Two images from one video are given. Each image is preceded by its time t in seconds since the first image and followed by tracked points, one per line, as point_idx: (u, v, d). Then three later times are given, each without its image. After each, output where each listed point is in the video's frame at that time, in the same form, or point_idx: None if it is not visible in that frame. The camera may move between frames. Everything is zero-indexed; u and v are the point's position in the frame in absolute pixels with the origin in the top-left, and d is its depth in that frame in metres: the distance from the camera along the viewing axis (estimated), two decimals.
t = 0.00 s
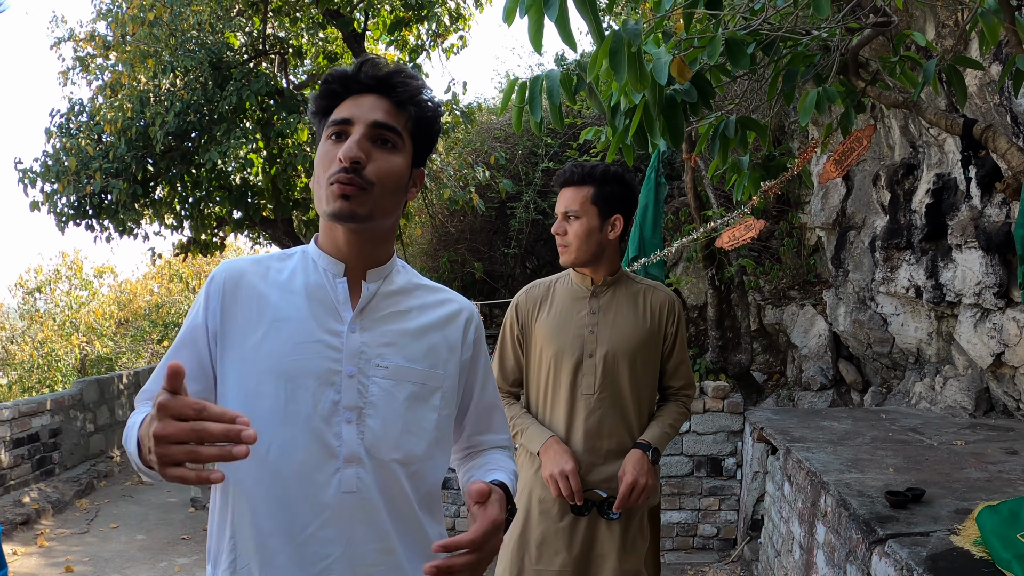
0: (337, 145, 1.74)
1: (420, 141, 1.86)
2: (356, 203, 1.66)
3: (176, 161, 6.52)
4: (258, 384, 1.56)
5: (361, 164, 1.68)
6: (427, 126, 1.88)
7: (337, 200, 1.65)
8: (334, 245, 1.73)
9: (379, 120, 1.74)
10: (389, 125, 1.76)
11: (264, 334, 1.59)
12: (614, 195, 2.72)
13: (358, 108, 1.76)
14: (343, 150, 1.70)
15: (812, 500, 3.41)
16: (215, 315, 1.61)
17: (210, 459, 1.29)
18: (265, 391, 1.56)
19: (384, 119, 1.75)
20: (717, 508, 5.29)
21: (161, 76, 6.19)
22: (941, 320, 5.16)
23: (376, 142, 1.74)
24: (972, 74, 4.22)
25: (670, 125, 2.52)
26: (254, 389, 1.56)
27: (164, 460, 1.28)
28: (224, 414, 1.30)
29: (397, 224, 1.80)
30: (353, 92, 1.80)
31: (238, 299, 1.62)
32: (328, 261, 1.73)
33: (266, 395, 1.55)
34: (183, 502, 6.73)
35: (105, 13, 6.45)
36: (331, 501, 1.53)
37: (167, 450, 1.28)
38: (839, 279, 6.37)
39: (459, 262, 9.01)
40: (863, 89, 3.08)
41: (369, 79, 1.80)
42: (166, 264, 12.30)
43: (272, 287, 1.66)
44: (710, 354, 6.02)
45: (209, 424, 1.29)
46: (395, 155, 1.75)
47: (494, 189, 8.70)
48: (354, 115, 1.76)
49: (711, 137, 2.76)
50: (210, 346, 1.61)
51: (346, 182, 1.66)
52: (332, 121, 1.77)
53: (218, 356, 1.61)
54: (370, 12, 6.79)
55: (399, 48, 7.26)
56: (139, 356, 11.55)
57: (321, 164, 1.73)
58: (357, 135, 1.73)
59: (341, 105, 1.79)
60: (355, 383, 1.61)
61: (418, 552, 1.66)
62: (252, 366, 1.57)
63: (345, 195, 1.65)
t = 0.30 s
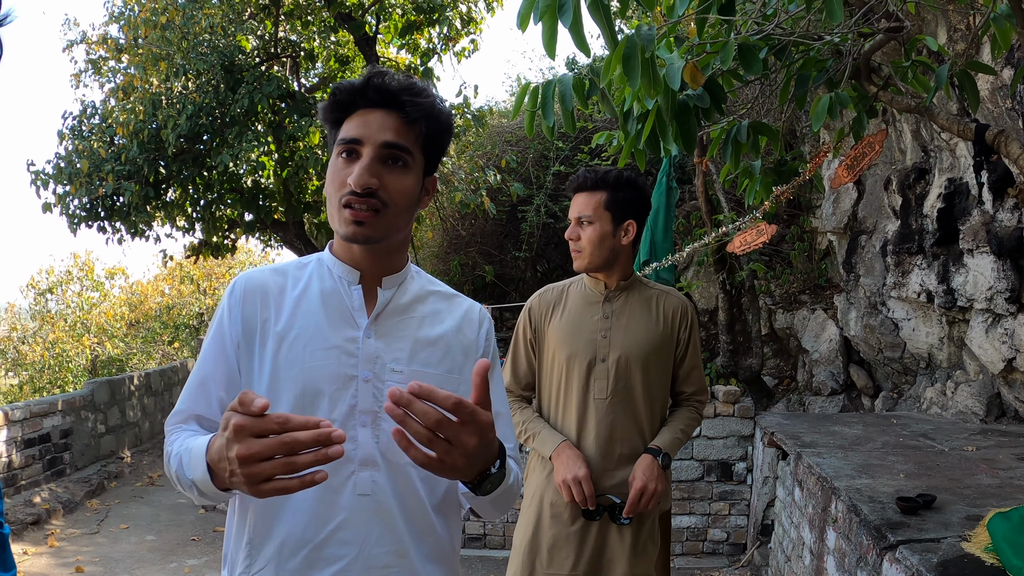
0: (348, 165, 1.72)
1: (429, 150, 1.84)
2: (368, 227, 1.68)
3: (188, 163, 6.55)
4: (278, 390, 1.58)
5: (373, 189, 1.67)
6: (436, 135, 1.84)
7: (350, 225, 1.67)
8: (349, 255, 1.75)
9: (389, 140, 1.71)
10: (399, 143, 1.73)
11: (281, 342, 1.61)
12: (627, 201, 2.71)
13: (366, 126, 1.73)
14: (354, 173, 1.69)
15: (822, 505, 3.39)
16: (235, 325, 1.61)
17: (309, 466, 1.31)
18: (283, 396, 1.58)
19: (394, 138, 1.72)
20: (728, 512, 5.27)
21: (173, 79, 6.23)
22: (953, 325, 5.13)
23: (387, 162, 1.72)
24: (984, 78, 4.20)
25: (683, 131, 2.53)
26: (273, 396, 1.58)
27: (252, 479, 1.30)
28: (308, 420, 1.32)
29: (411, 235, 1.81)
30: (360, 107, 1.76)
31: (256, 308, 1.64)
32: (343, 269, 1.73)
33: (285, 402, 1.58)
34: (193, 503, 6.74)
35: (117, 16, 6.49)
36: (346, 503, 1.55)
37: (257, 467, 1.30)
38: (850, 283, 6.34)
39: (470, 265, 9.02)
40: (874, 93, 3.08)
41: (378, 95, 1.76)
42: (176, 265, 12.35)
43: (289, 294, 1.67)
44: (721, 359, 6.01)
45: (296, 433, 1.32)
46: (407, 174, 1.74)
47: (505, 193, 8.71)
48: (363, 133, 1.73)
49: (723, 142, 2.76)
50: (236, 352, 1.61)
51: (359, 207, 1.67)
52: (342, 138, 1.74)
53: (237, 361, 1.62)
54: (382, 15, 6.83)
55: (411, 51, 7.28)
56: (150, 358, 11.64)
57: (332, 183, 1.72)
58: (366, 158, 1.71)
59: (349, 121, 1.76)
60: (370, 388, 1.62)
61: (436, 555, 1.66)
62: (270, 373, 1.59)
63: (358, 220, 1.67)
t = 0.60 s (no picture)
0: (352, 183, 1.71)
1: (433, 159, 1.82)
2: (375, 250, 1.70)
3: (197, 166, 6.57)
4: (281, 395, 1.59)
5: (380, 216, 1.68)
6: (438, 142, 1.81)
7: (357, 247, 1.69)
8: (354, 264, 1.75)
9: (393, 160, 1.70)
10: (404, 161, 1.71)
11: (284, 349, 1.61)
12: (635, 208, 2.72)
13: (369, 144, 1.70)
14: (359, 197, 1.68)
15: (829, 512, 3.39)
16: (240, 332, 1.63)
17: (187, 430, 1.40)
18: (286, 402, 1.58)
19: (399, 156, 1.71)
20: (734, 519, 5.26)
21: (183, 82, 6.27)
22: (961, 332, 5.12)
23: (392, 181, 1.71)
24: (993, 86, 4.19)
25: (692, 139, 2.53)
26: (275, 402, 1.59)
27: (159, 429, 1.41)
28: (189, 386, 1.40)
29: (416, 249, 1.82)
30: (361, 118, 1.72)
31: (259, 315, 1.65)
32: (348, 276, 1.74)
33: (287, 408, 1.58)
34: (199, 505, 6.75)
35: (128, 20, 6.53)
36: (349, 509, 1.55)
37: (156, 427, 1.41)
38: (857, 290, 6.33)
39: (477, 269, 9.04)
40: (882, 101, 3.08)
41: (378, 107, 1.71)
42: (184, 267, 12.41)
43: (292, 300, 1.68)
44: (728, 365, 6.00)
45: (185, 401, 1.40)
46: (413, 192, 1.73)
47: (513, 197, 8.73)
48: (367, 151, 1.71)
49: (733, 150, 2.77)
50: (230, 357, 1.66)
51: (365, 231, 1.68)
52: (345, 154, 1.72)
53: (239, 368, 1.66)
54: (391, 20, 6.86)
55: (420, 55, 7.31)
56: (157, 359, 11.69)
57: (338, 201, 1.72)
58: (370, 178, 1.69)
59: (351, 135, 1.73)
60: (373, 394, 1.62)
61: (440, 558, 1.66)
62: (273, 380, 1.60)
63: (364, 244, 1.69)
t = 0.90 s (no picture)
0: (359, 166, 1.72)
1: (441, 153, 1.84)
2: (378, 229, 1.67)
3: (202, 167, 6.58)
4: (288, 397, 1.60)
5: (384, 190, 1.67)
6: (448, 138, 1.84)
7: (360, 226, 1.67)
8: (357, 259, 1.75)
9: (401, 141, 1.72)
10: (412, 145, 1.73)
11: (291, 351, 1.62)
12: (638, 207, 2.72)
13: (378, 126, 1.72)
14: (365, 174, 1.69)
15: (833, 511, 3.38)
16: (246, 333, 1.63)
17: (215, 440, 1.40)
18: (293, 403, 1.60)
19: (407, 139, 1.73)
20: (739, 518, 5.26)
21: (187, 83, 6.29)
22: (966, 331, 5.11)
23: (399, 163, 1.72)
24: (998, 83, 4.18)
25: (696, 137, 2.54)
26: (282, 403, 1.60)
27: (186, 468, 1.34)
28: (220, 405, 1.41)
29: (421, 240, 1.81)
30: (374, 106, 1.76)
31: (266, 316, 1.65)
32: (352, 276, 1.74)
33: (294, 409, 1.59)
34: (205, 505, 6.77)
35: (132, 21, 6.55)
36: (353, 509, 1.56)
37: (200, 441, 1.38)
38: (862, 288, 6.33)
39: (482, 269, 9.05)
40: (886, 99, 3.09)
41: (391, 96, 1.76)
42: (189, 268, 12.44)
43: (299, 301, 1.68)
44: (732, 364, 6.00)
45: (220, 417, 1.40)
46: (419, 176, 1.74)
47: (518, 197, 8.74)
48: (376, 134, 1.73)
49: (736, 148, 2.77)
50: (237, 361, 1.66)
51: (369, 208, 1.66)
52: (354, 138, 1.74)
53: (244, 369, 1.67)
54: (395, 20, 6.88)
55: (424, 55, 7.32)
56: (162, 359, 11.75)
57: (344, 185, 1.72)
58: (378, 158, 1.71)
59: (361, 121, 1.76)
60: (379, 396, 1.63)
61: (445, 558, 1.67)
62: (280, 381, 1.61)
63: (368, 221, 1.67)
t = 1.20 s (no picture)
0: (357, 159, 1.72)
1: (438, 144, 1.84)
2: (379, 223, 1.68)
3: (206, 165, 6.59)
4: (294, 392, 1.61)
5: (383, 183, 1.67)
6: (444, 128, 1.84)
7: (361, 221, 1.67)
8: (358, 253, 1.75)
9: (398, 133, 1.71)
10: (409, 137, 1.72)
11: (295, 347, 1.62)
12: (642, 199, 2.72)
13: (374, 120, 1.72)
14: (363, 168, 1.68)
15: (840, 503, 3.38)
16: (250, 330, 1.64)
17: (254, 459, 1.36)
18: (298, 399, 1.60)
19: (404, 131, 1.72)
20: (745, 512, 5.26)
21: (191, 81, 6.29)
22: (972, 323, 5.09)
23: (397, 156, 1.72)
24: (1003, 74, 4.15)
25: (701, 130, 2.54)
26: (287, 400, 1.61)
27: (241, 487, 1.30)
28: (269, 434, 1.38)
29: (421, 231, 1.81)
30: (370, 99, 1.76)
31: (269, 312, 1.66)
32: (354, 270, 1.74)
33: (300, 405, 1.60)
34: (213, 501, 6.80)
35: (135, 19, 6.55)
36: (360, 503, 1.57)
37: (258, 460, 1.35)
38: (868, 281, 6.32)
39: (487, 264, 9.07)
40: (892, 90, 3.08)
41: (386, 88, 1.74)
42: (195, 266, 12.47)
43: (303, 297, 1.69)
44: (738, 358, 5.99)
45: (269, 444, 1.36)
46: (418, 168, 1.74)
47: (522, 192, 8.74)
48: (373, 127, 1.72)
49: (741, 140, 2.78)
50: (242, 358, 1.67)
51: (369, 202, 1.66)
52: (350, 132, 1.74)
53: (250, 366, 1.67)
54: (397, 15, 6.87)
55: (427, 51, 7.31)
56: (169, 357, 11.82)
57: (342, 179, 1.72)
58: (376, 152, 1.71)
59: (358, 115, 1.75)
60: (384, 389, 1.63)
61: (454, 551, 1.67)
62: (285, 377, 1.61)
63: (368, 215, 1.67)
